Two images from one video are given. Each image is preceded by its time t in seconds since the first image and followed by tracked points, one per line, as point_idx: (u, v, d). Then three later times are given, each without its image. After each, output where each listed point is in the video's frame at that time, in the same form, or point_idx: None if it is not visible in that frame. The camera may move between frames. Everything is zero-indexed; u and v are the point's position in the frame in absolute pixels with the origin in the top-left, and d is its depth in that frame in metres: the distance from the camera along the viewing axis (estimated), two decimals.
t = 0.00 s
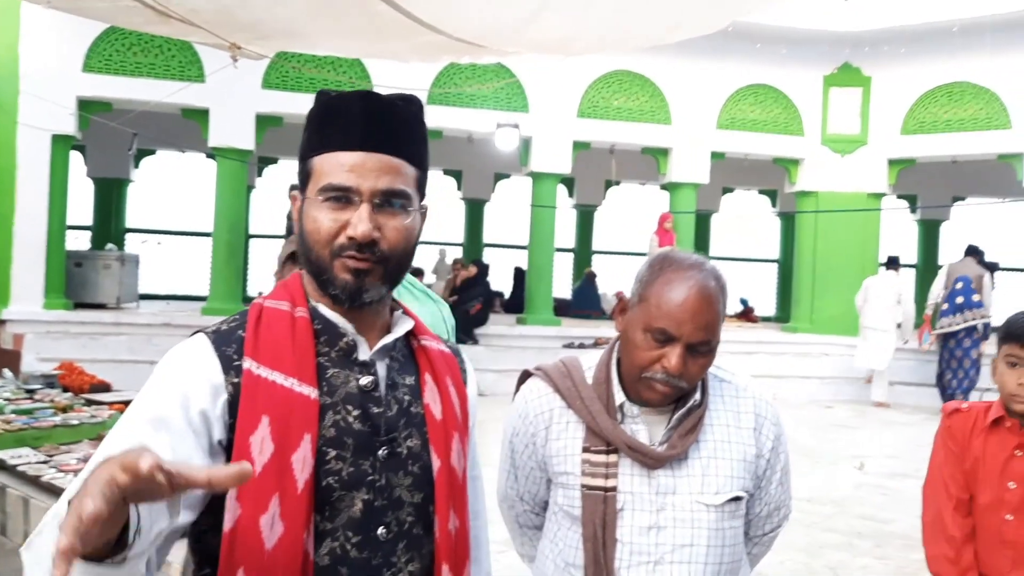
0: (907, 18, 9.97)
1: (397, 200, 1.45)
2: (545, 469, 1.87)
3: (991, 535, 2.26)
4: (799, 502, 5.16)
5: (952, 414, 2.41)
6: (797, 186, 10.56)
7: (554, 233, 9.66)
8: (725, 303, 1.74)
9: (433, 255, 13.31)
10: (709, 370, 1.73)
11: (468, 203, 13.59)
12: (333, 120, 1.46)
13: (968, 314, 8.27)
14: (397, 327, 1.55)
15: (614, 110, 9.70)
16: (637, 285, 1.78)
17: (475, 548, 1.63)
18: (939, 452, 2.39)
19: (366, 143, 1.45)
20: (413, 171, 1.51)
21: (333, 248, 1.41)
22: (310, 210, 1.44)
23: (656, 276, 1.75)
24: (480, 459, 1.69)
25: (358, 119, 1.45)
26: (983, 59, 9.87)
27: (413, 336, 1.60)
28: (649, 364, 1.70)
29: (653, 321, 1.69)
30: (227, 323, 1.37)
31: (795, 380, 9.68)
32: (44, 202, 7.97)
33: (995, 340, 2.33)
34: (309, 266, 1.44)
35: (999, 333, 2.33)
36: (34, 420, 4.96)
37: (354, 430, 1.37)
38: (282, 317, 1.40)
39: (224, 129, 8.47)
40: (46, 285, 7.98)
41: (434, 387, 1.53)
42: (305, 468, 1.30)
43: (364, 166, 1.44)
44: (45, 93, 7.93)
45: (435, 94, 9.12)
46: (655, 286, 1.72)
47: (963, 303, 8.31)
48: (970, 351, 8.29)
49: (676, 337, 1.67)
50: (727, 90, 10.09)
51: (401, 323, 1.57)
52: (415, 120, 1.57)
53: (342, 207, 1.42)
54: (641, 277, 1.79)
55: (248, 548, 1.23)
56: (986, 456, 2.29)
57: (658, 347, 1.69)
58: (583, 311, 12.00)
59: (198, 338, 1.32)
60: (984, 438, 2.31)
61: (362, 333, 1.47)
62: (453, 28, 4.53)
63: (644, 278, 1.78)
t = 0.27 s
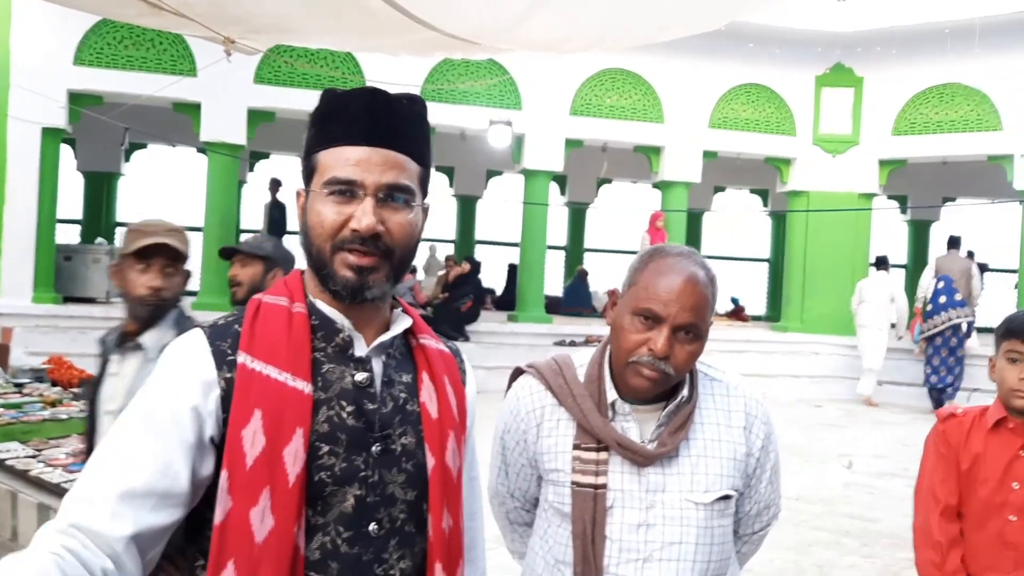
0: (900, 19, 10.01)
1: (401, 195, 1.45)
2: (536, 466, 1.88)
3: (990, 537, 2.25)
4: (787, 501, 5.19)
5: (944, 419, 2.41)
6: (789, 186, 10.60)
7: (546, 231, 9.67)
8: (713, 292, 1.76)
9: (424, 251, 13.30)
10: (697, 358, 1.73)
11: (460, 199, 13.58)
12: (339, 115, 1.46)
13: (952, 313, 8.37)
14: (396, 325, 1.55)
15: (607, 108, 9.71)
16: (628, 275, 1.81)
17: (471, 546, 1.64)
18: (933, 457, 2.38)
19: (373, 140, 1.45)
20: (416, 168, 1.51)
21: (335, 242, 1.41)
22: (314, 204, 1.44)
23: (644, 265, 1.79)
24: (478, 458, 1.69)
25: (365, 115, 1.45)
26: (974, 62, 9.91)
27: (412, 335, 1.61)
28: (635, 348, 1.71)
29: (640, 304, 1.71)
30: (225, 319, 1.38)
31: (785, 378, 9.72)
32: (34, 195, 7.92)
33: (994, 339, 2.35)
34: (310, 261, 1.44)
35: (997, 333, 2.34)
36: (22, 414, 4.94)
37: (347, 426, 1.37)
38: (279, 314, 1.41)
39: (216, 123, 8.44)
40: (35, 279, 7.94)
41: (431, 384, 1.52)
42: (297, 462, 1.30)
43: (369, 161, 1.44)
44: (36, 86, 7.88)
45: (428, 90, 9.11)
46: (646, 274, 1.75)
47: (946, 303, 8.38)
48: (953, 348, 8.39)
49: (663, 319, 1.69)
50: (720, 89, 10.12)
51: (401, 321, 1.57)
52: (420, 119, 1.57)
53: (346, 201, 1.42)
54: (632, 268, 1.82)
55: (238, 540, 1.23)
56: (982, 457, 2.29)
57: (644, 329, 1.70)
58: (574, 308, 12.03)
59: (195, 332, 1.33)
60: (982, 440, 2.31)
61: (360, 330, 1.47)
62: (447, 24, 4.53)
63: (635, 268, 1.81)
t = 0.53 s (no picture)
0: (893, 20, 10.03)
1: (386, 191, 1.45)
2: (526, 465, 1.88)
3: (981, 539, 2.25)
4: (778, 500, 5.21)
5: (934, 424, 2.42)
6: (782, 186, 10.63)
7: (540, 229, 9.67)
8: (701, 287, 1.78)
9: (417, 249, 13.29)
10: (686, 352, 1.74)
11: (453, 197, 13.57)
12: (324, 112, 1.46)
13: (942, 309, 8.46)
14: (384, 323, 1.54)
15: (601, 107, 9.71)
16: (616, 272, 1.84)
17: (465, 547, 1.63)
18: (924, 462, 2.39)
19: (355, 134, 1.45)
20: (402, 163, 1.50)
21: (322, 240, 1.42)
22: (300, 201, 1.44)
23: (631, 261, 1.81)
24: (473, 459, 1.68)
25: (349, 112, 1.45)
26: (967, 63, 9.94)
27: (402, 333, 1.59)
28: (624, 339, 1.72)
29: (627, 296, 1.73)
30: (210, 320, 1.38)
31: (777, 378, 9.74)
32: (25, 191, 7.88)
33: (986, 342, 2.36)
34: (296, 259, 1.44)
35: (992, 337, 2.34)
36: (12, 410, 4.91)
37: (331, 427, 1.36)
38: (263, 313, 1.41)
39: (208, 119, 8.40)
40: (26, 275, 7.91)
41: (419, 384, 1.51)
42: (278, 463, 1.30)
43: (353, 158, 1.44)
44: (27, 81, 7.84)
45: (421, 88, 9.10)
46: (633, 269, 1.77)
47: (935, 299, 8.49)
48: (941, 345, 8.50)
49: (651, 310, 1.71)
50: (713, 89, 10.13)
51: (389, 319, 1.56)
52: (407, 116, 1.57)
53: (331, 198, 1.43)
54: (619, 266, 1.85)
55: (218, 542, 1.24)
56: (971, 461, 2.30)
57: (632, 321, 1.72)
58: (567, 307, 12.03)
59: (180, 335, 1.34)
60: (972, 443, 2.32)
61: (346, 329, 1.47)
62: (440, 22, 4.52)
63: (623, 266, 1.83)
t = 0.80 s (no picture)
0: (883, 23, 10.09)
1: (373, 193, 1.46)
2: (512, 464, 1.89)
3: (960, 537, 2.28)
4: (766, 500, 5.23)
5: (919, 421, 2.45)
6: (772, 187, 10.66)
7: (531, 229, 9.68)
8: (683, 283, 1.79)
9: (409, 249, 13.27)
10: (669, 347, 1.75)
11: (445, 197, 13.57)
12: (313, 110, 1.46)
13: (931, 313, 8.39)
14: (363, 322, 1.55)
15: (592, 108, 9.73)
16: (598, 272, 1.85)
17: (441, 542, 1.65)
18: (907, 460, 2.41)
19: (345, 136, 1.46)
20: (389, 165, 1.52)
21: (310, 239, 1.42)
22: (287, 201, 1.44)
23: (613, 261, 1.82)
24: (447, 455, 1.70)
25: (339, 111, 1.46)
26: (956, 66, 9.98)
27: (380, 333, 1.61)
28: (606, 336, 1.73)
29: (609, 293, 1.75)
30: (189, 316, 1.38)
31: (767, 379, 9.78)
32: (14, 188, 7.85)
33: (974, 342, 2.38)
34: (282, 259, 1.44)
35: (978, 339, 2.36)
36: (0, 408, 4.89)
37: (313, 424, 1.37)
38: (242, 310, 1.41)
39: (199, 117, 8.38)
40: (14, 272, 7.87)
41: (397, 382, 1.53)
42: (261, 461, 1.31)
43: (343, 158, 1.44)
44: (17, 77, 7.81)
45: (413, 87, 9.10)
46: (615, 268, 1.78)
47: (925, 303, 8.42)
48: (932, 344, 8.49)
49: (632, 306, 1.72)
50: (705, 90, 10.17)
51: (368, 318, 1.56)
52: (391, 118, 1.57)
53: (320, 199, 1.43)
54: (601, 266, 1.86)
55: (201, 540, 1.24)
56: (954, 459, 2.32)
57: (615, 318, 1.73)
58: (558, 307, 12.03)
59: (160, 331, 1.33)
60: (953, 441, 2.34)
61: (325, 327, 1.47)
62: (431, 22, 4.53)
63: (605, 265, 1.85)
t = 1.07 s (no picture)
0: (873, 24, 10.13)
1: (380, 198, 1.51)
2: (498, 464, 1.90)
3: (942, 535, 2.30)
4: (756, 500, 5.25)
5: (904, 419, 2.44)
6: (763, 188, 10.70)
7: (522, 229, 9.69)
8: (668, 281, 1.80)
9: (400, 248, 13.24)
10: (654, 345, 1.76)
11: (437, 196, 13.56)
12: (323, 114, 1.47)
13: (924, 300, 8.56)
14: (324, 317, 1.55)
15: (583, 108, 9.75)
16: (584, 271, 1.85)
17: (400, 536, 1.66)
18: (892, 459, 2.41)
19: (348, 138, 1.49)
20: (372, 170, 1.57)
21: (329, 240, 1.42)
22: (293, 199, 1.42)
23: (598, 260, 1.83)
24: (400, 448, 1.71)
25: (347, 118, 1.49)
26: (945, 67, 10.02)
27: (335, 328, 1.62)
28: (591, 335, 1.74)
29: (594, 292, 1.75)
30: (152, 316, 1.34)
31: (758, 379, 9.80)
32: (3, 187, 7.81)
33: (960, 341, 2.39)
34: (282, 258, 1.41)
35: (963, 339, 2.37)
36: None
37: (290, 427, 1.38)
38: (209, 310, 1.39)
39: (189, 116, 8.35)
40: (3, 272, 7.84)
41: (358, 378, 1.56)
42: (243, 467, 1.31)
43: (357, 162, 1.47)
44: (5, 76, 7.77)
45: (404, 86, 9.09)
46: (601, 266, 1.79)
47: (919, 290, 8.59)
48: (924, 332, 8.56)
49: (617, 305, 1.73)
50: (695, 91, 10.19)
51: (329, 314, 1.57)
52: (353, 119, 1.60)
53: (341, 202, 1.43)
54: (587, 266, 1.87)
55: (186, 548, 1.24)
56: (938, 457, 2.33)
57: (600, 317, 1.74)
58: (550, 307, 12.04)
59: (123, 333, 1.29)
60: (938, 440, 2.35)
61: (293, 325, 1.48)
62: (421, 21, 4.53)
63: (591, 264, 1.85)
